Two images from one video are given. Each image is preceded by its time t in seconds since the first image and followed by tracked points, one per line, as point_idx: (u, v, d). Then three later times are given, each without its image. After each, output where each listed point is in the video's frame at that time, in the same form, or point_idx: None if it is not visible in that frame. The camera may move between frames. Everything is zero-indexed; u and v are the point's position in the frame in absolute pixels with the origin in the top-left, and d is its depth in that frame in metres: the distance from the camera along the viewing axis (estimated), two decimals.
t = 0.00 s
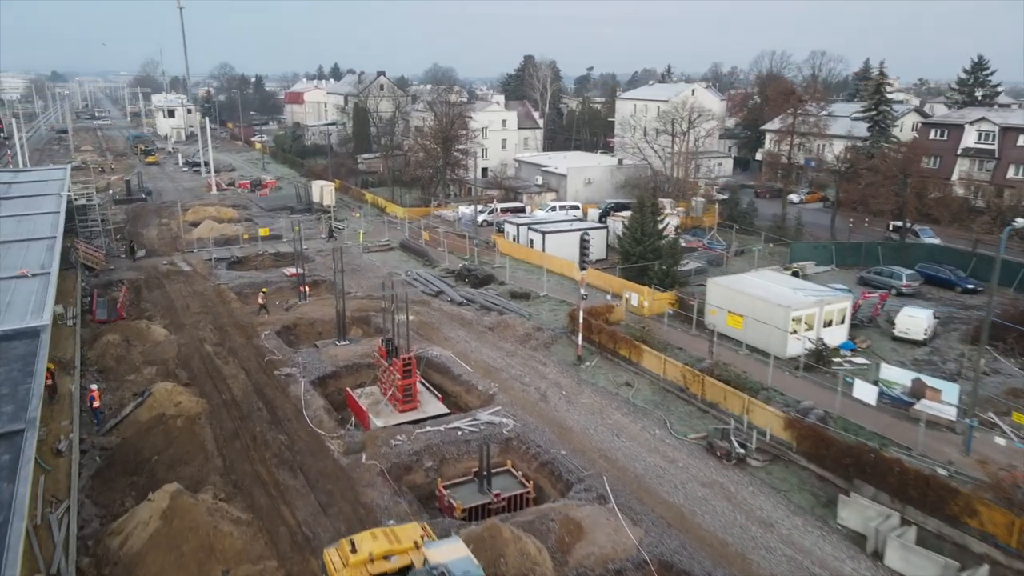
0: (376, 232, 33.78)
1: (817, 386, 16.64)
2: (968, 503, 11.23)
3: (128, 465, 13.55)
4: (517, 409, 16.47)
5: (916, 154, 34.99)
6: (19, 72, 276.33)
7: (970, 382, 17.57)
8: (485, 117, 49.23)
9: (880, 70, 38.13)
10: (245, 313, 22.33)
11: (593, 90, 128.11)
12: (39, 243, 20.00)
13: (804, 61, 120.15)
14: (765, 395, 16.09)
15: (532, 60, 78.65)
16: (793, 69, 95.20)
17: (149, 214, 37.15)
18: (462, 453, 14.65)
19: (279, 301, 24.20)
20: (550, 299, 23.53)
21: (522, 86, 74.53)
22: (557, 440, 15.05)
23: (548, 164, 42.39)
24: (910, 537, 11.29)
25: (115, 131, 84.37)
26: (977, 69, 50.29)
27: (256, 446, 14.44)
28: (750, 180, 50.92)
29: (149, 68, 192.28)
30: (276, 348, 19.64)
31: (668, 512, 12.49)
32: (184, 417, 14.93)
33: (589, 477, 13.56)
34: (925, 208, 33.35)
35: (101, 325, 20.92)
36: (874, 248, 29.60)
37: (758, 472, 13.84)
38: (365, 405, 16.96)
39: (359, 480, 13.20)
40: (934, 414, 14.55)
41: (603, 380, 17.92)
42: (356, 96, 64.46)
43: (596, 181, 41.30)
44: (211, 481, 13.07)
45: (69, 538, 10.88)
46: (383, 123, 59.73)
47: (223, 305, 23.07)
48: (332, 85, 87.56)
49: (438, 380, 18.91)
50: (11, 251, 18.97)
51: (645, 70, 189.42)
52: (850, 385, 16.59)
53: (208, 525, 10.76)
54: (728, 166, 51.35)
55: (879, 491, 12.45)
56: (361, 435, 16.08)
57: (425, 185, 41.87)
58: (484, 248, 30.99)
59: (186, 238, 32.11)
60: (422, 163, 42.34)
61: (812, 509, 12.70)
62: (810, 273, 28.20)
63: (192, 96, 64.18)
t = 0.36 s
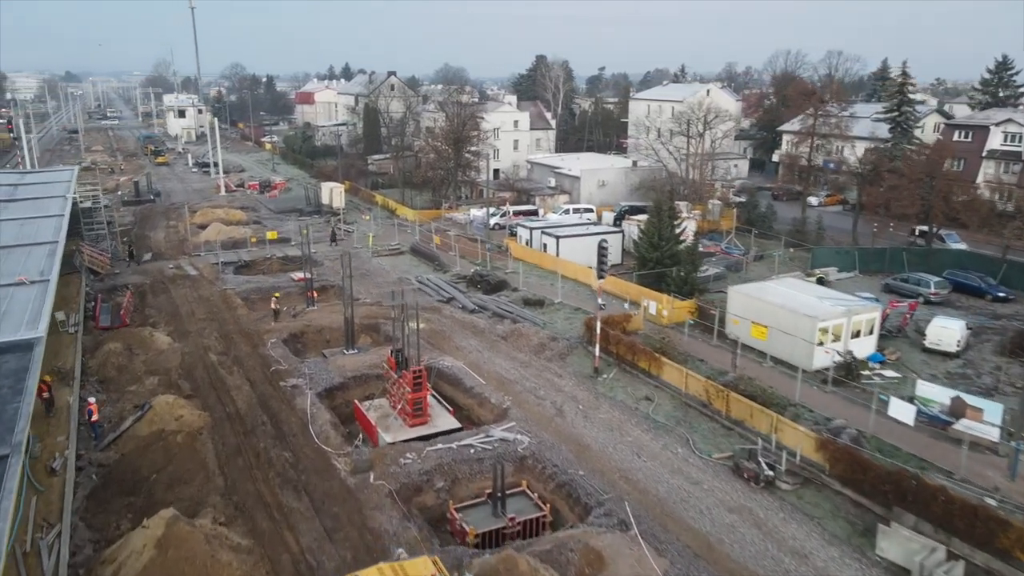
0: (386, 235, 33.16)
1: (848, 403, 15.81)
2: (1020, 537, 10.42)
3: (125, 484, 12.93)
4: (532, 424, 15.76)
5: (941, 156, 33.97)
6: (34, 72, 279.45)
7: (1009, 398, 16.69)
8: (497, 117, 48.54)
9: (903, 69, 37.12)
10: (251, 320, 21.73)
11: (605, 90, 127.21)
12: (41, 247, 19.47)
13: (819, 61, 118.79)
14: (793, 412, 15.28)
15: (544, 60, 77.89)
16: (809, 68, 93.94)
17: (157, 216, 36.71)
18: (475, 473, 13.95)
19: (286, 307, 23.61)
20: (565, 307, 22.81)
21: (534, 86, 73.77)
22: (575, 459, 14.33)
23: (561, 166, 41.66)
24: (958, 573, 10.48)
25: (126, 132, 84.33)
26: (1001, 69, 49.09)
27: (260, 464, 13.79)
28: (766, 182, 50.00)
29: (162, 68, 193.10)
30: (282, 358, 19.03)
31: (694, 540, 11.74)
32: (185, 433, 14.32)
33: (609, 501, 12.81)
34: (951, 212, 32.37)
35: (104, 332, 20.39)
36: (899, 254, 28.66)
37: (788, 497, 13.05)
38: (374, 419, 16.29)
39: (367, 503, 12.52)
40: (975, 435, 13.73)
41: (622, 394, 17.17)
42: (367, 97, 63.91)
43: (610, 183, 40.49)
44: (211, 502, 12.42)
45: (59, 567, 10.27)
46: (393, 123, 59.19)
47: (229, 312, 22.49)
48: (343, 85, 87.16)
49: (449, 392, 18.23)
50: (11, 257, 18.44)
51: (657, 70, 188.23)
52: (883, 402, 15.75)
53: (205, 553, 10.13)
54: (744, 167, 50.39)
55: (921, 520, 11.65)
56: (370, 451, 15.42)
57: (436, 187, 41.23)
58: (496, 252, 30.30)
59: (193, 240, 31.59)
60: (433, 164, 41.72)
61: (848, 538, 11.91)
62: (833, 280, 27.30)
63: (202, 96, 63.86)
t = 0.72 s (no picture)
0: (397, 238, 32.59)
1: (881, 421, 15.04)
2: None
3: (123, 504, 12.38)
4: (548, 440, 15.09)
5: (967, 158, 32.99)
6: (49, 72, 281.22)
7: None
8: (510, 118, 47.86)
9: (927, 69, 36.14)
10: (259, 327, 21.19)
11: (618, 90, 126.35)
12: (44, 252, 19.03)
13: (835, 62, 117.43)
14: (823, 431, 14.54)
15: (557, 60, 77.16)
16: (825, 68, 92.65)
17: (166, 218, 36.32)
18: (488, 492, 13.29)
19: (295, 314, 23.09)
20: (581, 314, 22.15)
21: (547, 86, 73.04)
22: (593, 478, 13.65)
23: (575, 168, 40.96)
24: None
25: (139, 132, 84.36)
26: None
27: (264, 481, 13.20)
28: (784, 184, 49.11)
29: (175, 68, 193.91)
30: (289, 367, 18.46)
31: (721, 570, 11.04)
32: (187, 448, 13.76)
33: (630, 525, 12.12)
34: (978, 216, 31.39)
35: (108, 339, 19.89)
36: (925, 260, 27.74)
37: (820, 522, 12.30)
38: (383, 433, 15.66)
39: (375, 526, 11.91)
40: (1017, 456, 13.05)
41: (641, 408, 16.47)
42: (379, 97, 63.43)
43: (625, 186, 39.76)
44: (211, 524, 11.84)
45: None
46: (405, 124, 58.69)
47: (237, 318, 21.95)
48: (355, 86, 86.82)
49: (461, 403, 17.62)
50: (13, 262, 17.94)
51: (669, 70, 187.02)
52: (918, 419, 14.95)
53: None
54: (761, 169, 49.46)
55: (966, 552, 10.90)
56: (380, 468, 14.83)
57: (448, 189, 40.65)
58: (509, 257, 29.66)
59: (202, 243, 31.14)
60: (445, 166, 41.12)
61: (886, 569, 11.18)
62: (857, 287, 26.43)
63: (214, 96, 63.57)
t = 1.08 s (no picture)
0: (410, 241, 31.98)
1: (921, 442, 14.16)
2: None
3: (121, 526, 11.78)
4: (567, 459, 14.34)
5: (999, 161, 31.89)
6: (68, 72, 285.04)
7: None
8: (526, 119, 47.15)
9: (956, 68, 35.01)
10: (268, 334, 20.61)
11: (633, 90, 125.34)
12: (49, 256, 18.52)
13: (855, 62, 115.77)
14: (859, 454, 13.68)
15: (573, 60, 76.31)
16: (845, 68, 91.18)
17: (178, 220, 35.94)
18: (504, 516, 12.55)
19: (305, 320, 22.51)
20: (599, 324, 21.39)
21: (563, 87, 72.21)
22: (615, 502, 12.88)
23: (592, 170, 40.21)
24: None
25: (155, 132, 84.53)
26: None
27: (269, 502, 12.55)
28: (805, 187, 48.04)
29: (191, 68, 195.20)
30: (299, 377, 17.84)
31: None
32: (189, 466, 13.14)
33: (656, 555, 11.35)
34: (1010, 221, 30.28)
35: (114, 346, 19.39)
36: (957, 267, 26.71)
37: (860, 554, 11.47)
38: (395, 450, 14.98)
39: (384, 554, 11.22)
40: None
41: (665, 424, 15.68)
42: (393, 97, 62.92)
43: (642, 188, 38.95)
44: (212, 549, 11.21)
45: None
46: (419, 124, 58.16)
47: (246, 324, 21.39)
48: (369, 86, 86.51)
49: (476, 417, 16.91)
50: (15, 268, 17.43)
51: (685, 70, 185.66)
52: (961, 441, 14.07)
53: None
54: (781, 170, 48.43)
55: None
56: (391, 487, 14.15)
57: (463, 191, 40.01)
58: (525, 261, 28.96)
59: (212, 246, 30.68)
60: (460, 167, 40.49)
61: None
62: (886, 295, 25.46)
63: (228, 96, 63.36)
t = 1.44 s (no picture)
0: (428, 245, 31.40)
1: (971, 469, 13.25)
2: None
3: (123, 549, 11.23)
4: (591, 480, 13.60)
5: None
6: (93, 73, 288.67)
7: None
8: (546, 120, 46.42)
9: (993, 68, 33.73)
10: (282, 341, 20.09)
11: (654, 90, 124.09)
12: (58, 261, 18.08)
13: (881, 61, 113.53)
14: (904, 480, 12.81)
15: (593, 60, 75.43)
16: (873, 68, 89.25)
17: (195, 221, 35.66)
18: (525, 543, 11.83)
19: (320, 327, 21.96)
20: (623, 333, 20.63)
21: (583, 87, 71.33)
22: (642, 528, 12.13)
23: (614, 172, 39.41)
24: None
25: (175, 133, 84.91)
26: None
27: (278, 524, 11.95)
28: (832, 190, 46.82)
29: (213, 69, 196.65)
30: (312, 387, 17.27)
31: None
32: (195, 484, 12.58)
33: None
34: None
35: (125, 352, 18.94)
36: (997, 274, 25.59)
37: None
38: (410, 467, 14.34)
39: None
40: None
41: (694, 443, 14.90)
42: (411, 98, 62.46)
43: (665, 191, 38.07)
44: None
45: None
46: (437, 125, 57.64)
47: (259, 331, 20.86)
48: (388, 86, 86.22)
49: (495, 431, 16.21)
50: (24, 273, 17.00)
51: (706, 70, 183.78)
52: (1015, 467, 13.15)
53: None
54: (808, 172, 47.26)
55: None
56: (406, 507, 13.48)
57: (481, 193, 39.38)
58: (545, 266, 28.26)
59: (228, 248, 30.30)
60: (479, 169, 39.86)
61: None
62: (922, 304, 24.42)
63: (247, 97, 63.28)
